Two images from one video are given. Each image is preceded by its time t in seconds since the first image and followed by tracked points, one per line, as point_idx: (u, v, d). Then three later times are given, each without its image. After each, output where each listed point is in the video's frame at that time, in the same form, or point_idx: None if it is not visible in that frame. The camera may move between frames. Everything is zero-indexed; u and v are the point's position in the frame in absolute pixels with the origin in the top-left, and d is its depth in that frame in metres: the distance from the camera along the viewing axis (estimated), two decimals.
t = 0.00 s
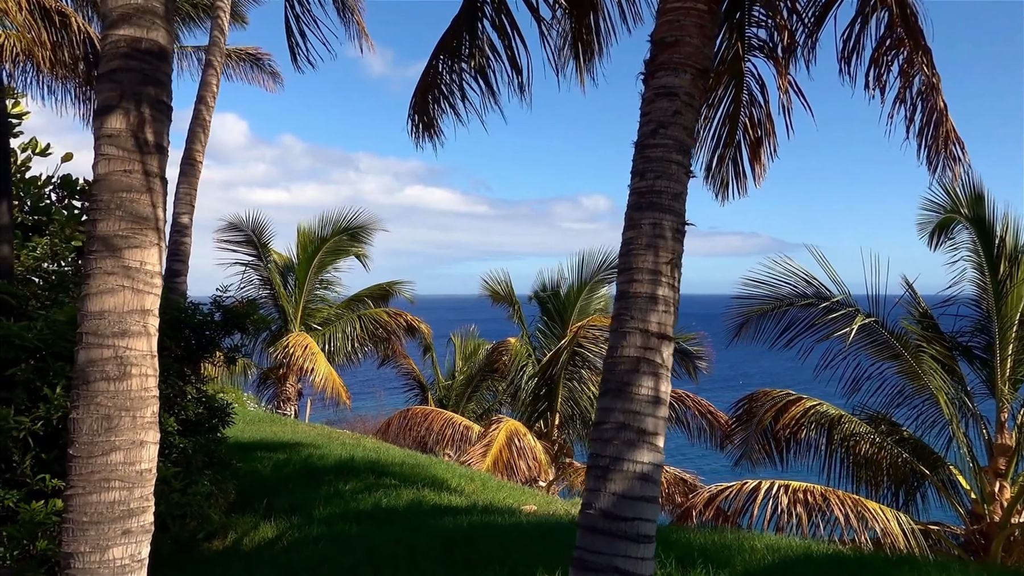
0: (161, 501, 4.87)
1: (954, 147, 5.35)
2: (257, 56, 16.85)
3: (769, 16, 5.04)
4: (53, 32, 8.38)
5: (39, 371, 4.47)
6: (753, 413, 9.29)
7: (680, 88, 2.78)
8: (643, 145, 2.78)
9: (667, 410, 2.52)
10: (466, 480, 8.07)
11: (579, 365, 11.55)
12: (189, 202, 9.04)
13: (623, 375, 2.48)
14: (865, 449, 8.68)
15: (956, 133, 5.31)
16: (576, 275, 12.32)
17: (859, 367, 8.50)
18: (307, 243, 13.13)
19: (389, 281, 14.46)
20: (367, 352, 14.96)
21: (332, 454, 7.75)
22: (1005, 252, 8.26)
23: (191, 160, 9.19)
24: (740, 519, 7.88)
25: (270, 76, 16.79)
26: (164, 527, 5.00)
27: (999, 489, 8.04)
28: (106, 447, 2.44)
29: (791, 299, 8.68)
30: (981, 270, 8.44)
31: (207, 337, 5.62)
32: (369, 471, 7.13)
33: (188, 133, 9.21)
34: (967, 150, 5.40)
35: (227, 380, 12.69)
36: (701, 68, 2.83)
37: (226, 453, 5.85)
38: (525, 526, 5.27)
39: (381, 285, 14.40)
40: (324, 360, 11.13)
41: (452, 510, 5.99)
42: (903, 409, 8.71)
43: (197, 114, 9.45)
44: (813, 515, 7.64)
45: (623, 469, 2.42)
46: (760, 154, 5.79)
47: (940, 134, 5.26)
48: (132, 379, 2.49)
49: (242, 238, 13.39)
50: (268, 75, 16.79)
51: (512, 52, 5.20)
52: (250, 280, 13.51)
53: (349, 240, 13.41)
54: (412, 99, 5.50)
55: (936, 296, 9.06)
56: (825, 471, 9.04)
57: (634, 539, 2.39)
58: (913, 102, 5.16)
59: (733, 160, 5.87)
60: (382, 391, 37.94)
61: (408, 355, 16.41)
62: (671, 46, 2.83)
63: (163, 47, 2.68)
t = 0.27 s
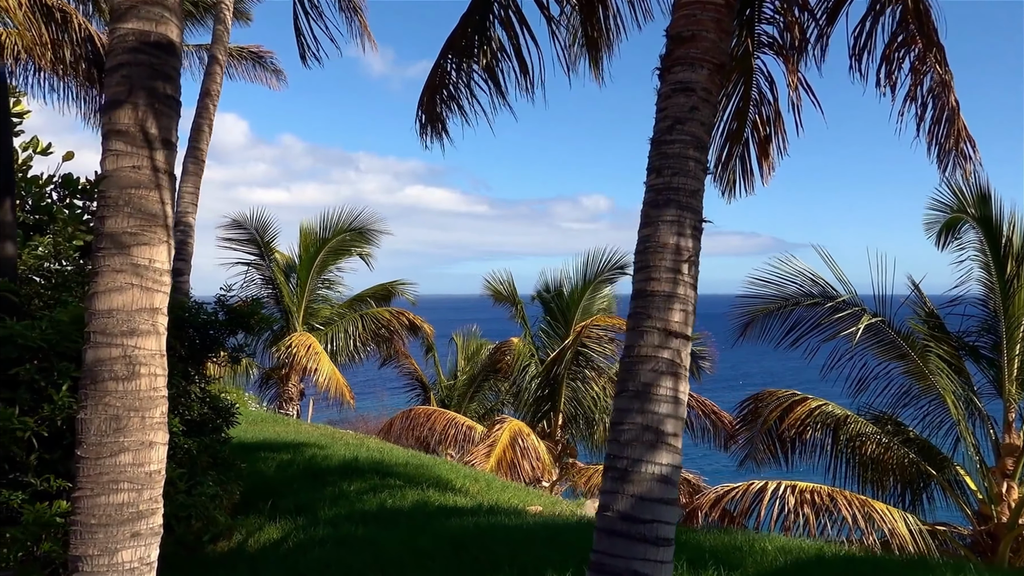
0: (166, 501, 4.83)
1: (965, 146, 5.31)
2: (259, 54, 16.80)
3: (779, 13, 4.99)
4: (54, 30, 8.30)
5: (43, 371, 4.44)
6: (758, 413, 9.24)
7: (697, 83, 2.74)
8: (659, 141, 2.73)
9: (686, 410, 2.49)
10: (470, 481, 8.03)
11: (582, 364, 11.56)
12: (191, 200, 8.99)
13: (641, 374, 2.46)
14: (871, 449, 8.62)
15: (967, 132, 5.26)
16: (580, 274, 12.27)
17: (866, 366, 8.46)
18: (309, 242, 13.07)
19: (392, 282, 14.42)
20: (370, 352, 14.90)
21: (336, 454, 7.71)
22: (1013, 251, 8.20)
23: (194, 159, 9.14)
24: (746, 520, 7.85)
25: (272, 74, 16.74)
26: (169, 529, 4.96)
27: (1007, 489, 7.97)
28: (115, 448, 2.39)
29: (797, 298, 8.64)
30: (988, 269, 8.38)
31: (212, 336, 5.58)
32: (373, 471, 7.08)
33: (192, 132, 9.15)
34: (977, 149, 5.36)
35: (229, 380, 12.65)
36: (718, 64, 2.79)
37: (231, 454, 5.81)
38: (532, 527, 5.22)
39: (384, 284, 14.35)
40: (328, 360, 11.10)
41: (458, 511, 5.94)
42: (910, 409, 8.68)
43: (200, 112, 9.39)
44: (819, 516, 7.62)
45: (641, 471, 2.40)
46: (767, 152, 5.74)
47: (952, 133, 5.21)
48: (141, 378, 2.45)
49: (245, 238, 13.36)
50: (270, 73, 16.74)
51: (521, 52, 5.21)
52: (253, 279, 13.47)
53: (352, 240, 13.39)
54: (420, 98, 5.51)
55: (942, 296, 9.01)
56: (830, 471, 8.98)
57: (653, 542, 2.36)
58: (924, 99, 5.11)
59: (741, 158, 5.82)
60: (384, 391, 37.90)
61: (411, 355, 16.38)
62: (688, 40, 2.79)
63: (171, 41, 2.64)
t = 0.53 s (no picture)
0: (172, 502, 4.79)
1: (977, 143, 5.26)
2: (261, 52, 16.76)
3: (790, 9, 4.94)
4: (56, 28, 8.13)
5: (47, 370, 4.40)
6: (763, 413, 9.20)
7: (716, 77, 2.69)
8: (677, 136, 2.69)
9: (705, 410, 2.45)
10: (475, 480, 7.99)
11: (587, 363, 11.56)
12: (194, 198, 8.94)
13: (660, 372, 2.41)
14: (877, 449, 8.58)
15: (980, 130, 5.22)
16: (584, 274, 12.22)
17: (873, 366, 8.42)
18: (311, 241, 13.01)
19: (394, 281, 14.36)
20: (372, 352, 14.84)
21: (340, 454, 7.66)
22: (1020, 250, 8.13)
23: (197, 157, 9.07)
24: (753, 520, 7.81)
25: (275, 72, 16.70)
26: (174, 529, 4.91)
27: (1015, 490, 7.91)
28: (124, 448, 2.35)
29: (803, 298, 8.60)
30: (996, 268, 8.31)
31: (216, 335, 5.54)
32: (378, 471, 7.03)
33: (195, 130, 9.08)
34: (989, 147, 5.31)
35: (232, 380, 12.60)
36: (736, 57, 2.75)
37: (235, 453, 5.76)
38: (541, 528, 5.18)
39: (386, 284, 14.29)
40: (332, 359, 11.07)
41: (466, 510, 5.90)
42: (916, 409, 8.63)
43: (203, 110, 9.33)
44: (826, 516, 7.58)
45: (660, 471, 2.35)
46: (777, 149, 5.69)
47: (965, 130, 5.17)
48: (151, 377, 2.41)
49: (248, 237, 13.31)
50: (273, 71, 16.71)
51: (529, 50, 5.18)
52: (255, 278, 13.43)
53: (355, 239, 13.34)
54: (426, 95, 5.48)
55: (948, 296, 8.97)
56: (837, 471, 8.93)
57: (673, 544, 2.32)
58: (935, 96, 5.08)
59: (749, 155, 5.78)
60: (386, 391, 37.84)
61: (413, 354, 16.34)
62: (705, 34, 2.74)
63: (181, 33, 2.59)
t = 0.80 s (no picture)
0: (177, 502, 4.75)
1: (990, 140, 5.21)
2: (263, 51, 16.72)
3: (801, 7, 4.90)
4: (58, 25, 7.94)
5: (53, 369, 4.37)
6: (770, 413, 9.14)
7: (735, 71, 2.65)
8: (696, 131, 2.64)
9: (725, 410, 2.41)
10: (480, 480, 7.95)
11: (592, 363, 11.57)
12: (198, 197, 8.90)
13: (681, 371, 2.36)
14: (884, 450, 8.53)
15: (993, 127, 5.16)
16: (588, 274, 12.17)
17: (880, 365, 8.37)
18: (314, 240, 13.00)
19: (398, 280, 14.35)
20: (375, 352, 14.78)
21: (345, 454, 7.62)
22: None
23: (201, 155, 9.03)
24: (759, 520, 7.77)
25: (278, 71, 16.66)
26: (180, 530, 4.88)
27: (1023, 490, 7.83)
28: (136, 448, 2.31)
29: (810, 297, 8.55)
30: (1005, 268, 8.23)
31: (222, 334, 5.50)
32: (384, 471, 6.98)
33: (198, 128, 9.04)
34: (1002, 146, 5.27)
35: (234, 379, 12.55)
36: (755, 51, 2.70)
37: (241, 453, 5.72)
38: (549, 529, 5.13)
39: (389, 283, 14.23)
40: (335, 358, 11.03)
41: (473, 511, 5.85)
42: (924, 409, 8.57)
43: (207, 108, 9.28)
44: (834, 517, 7.54)
45: (682, 472, 2.31)
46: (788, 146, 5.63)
47: (978, 127, 5.13)
48: (162, 375, 2.37)
49: (251, 236, 13.27)
50: (275, 69, 16.67)
51: (537, 48, 5.14)
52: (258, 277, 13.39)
53: (358, 238, 13.29)
54: (433, 92, 5.41)
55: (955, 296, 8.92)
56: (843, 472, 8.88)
57: (694, 546, 2.28)
58: (948, 93, 5.04)
59: (758, 154, 5.73)
60: (387, 391, 37.82)
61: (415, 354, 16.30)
62: (724, 28, 2.70)
63: (192, 26, 2.55)
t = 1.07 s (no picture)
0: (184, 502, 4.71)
1: (1003, 138, 5.16)
2: (265, 50, 16.69)
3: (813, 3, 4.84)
4: (61, 23, 7.91)
5: (58, 368, 4.33)
6: (776, 413, 9.09)
7: (755, 66, 2.60)
8: (715, 127, 2.60)
9: (747, 410, 2.37)
10: (484, 481, 7.91)
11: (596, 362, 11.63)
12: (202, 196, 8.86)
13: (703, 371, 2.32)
14: (891, 450, 8.48)
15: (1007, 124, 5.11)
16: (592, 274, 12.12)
17: (887, 365, 8.33)
18: (317, 239, 13.00)
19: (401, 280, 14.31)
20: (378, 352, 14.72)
21: (350, 454, 7.59)
22: None
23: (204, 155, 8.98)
24: (766, 521, 7.73)
25: (280, 70, 16.63)
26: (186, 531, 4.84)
27: None
28: (149, 449, 2.27)
29: (817, 297, 8.50)
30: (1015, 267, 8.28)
31: (227, 333, 5.46)
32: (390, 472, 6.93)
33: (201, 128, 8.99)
34: (1015, 144, 5.22)
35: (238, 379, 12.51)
36: (776, 46, 2.66)
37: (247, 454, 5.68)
38: (559, 530, 5.08)
39: (392, 282, 14.18)
40: (340, 359, 11.00)
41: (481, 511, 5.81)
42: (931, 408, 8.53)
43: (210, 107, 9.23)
44: (841, 518, 7.49)
45: (704, 475, 2.27)
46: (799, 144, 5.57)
47: (992, 125, 5.08)
48: (174, 375, 2.33)
49: (253, 235, 13.22)
50: (277, 69, 16.64)
51: (546, 46, 5.07)
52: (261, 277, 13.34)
53: (361, 237, 13.25)
54: (441, 88, 5.35)
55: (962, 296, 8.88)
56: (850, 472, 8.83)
57: (718, 549, 2.23)
58: (960, 91, 5.00)
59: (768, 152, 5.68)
60: (389, 391, 37.80)
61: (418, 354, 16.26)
62: (744, 22, 2.65)
63: (203, 19, 2.51)
